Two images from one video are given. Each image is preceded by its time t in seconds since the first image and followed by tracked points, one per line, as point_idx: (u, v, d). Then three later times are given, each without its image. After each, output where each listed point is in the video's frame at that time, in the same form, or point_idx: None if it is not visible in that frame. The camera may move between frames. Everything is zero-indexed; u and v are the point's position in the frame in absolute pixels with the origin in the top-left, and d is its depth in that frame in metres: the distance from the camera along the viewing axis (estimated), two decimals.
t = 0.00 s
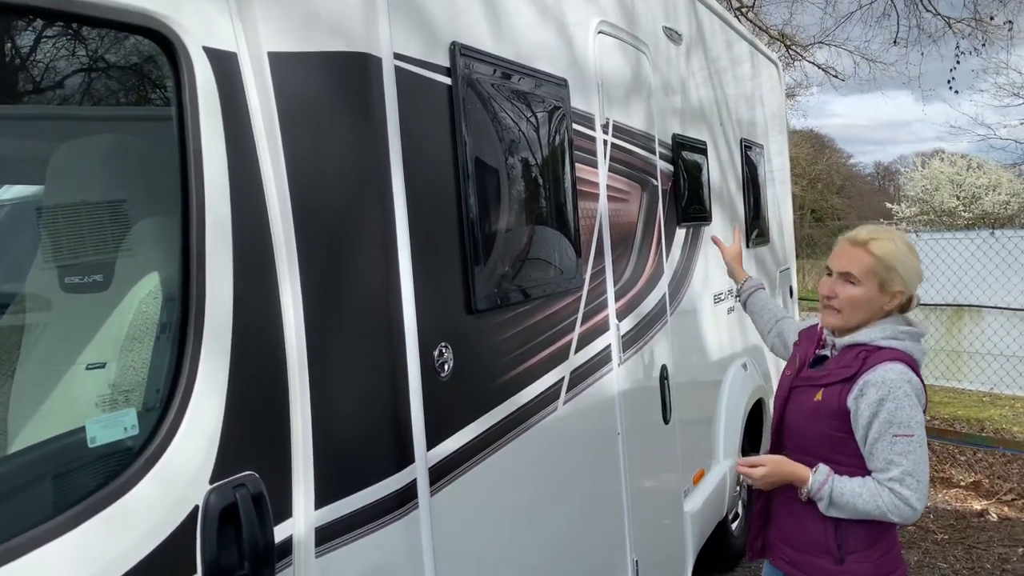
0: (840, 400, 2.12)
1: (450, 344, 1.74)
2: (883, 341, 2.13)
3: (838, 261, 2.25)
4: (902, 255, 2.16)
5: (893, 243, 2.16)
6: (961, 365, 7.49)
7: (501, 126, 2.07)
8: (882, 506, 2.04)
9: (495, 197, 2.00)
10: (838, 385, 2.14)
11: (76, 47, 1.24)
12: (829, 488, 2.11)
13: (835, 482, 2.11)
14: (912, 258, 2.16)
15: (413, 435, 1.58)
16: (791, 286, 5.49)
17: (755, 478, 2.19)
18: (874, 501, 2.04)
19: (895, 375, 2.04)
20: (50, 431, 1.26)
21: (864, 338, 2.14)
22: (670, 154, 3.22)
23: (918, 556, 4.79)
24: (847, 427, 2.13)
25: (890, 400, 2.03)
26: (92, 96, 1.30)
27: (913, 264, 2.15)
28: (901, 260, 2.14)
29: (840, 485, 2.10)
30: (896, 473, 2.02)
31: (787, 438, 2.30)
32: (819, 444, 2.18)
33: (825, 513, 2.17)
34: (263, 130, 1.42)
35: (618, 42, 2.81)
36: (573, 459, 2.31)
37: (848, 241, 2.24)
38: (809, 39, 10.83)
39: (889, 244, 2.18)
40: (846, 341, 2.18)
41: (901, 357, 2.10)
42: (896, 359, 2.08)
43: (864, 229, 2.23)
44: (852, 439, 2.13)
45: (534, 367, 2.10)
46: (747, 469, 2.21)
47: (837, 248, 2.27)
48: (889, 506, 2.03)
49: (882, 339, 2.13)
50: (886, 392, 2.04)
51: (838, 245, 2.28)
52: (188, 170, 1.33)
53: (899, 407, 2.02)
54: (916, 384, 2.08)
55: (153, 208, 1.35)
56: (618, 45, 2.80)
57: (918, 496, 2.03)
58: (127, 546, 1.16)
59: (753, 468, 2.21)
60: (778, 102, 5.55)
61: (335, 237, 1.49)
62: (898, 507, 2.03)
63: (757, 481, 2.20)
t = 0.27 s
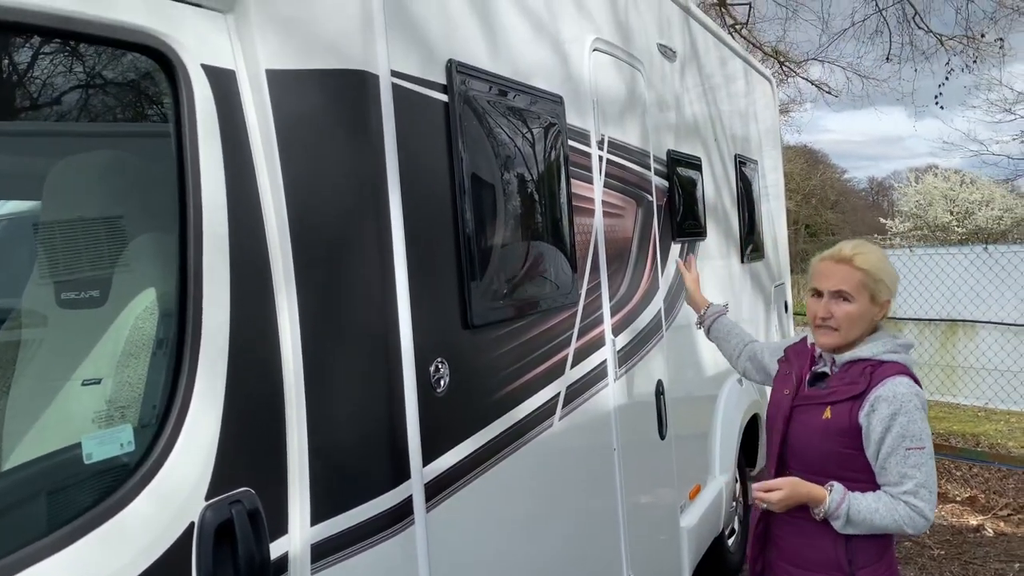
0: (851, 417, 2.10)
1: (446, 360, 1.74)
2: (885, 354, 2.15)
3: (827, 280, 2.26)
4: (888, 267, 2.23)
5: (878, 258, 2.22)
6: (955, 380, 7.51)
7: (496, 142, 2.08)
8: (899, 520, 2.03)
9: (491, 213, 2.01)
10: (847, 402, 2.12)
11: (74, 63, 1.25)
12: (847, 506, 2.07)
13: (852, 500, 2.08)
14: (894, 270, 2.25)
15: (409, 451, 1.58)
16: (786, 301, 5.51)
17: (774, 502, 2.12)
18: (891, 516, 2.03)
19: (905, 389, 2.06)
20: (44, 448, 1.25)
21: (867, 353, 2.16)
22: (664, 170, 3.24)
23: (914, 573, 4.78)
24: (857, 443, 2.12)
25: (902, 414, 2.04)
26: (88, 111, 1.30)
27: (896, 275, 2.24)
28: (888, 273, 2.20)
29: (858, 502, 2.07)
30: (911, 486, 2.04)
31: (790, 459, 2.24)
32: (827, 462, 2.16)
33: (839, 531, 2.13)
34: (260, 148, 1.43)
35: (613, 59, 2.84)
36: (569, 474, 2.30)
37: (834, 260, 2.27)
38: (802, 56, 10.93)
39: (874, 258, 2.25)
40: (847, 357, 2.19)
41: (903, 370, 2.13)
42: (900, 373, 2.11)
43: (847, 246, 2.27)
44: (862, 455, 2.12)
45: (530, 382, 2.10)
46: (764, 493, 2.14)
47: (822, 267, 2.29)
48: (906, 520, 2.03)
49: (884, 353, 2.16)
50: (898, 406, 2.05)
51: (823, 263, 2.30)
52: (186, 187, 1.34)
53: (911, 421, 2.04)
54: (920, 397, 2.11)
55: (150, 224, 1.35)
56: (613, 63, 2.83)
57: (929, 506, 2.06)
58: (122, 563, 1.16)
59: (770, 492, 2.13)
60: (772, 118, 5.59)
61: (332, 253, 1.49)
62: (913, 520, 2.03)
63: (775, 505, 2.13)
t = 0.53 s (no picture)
0: (848, 429, 2.10)
1: (442, 375, 1.75)
2: (874, 365, 2.18)
3: (821, 291, 2.29)
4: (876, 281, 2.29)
5: (870, 273, 2.28)
6: (951, 394, 7.52)
7: (493, 156, 2.09)
8: (901, 529, 2.04)
9: (488, 227, 2.02)
10: (842, 414, 2.12)
11: (72, 79, 1.25)
12: (851, 519, 2.07)
13: (855, 512, 2.07)
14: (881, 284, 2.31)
15: (406, 466, 1.58)
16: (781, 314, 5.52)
17: (779, 519, 2.08)
18: (894, 525, 2.04)
19: (899, 397, 2.08)
20: (39, 463, 1.24)
21: (858, 364, 2.18)
22: (660, 184, 3.26)
23: None
24: (855, 454, 2.11)
25: (899, 423, 2.05)
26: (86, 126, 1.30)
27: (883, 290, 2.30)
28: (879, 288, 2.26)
29: (860, 513, 2.07)
30: (910, 493, 2.05)
31: (787, 475, 2.23)
32: (826, 476, 2.15)
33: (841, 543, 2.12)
34: (258, 164, 1.44)
35: (609, 75, 2.86)
36: (566, 488, 2.30)
37: (829, 271, 2.30)
38: (796, 71, 11.01)
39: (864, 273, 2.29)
40: (839, 369, 2.20)
41: (895, 379, 2.15)
42: (893, 382, 2.12)
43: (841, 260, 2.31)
44: (859, 466, 2.12)
45: (526, 396, 2.10)
46: (767, 510, 2.10)
47: (816, 279, 2.31)
48: (908, 528, 2.04)
49: (874, 364, 2.18)
50: (893, 415, 2.06)
51: (815, 276, 2.33)
52: (184, 203, 1.35)
53: (907, 429, 2.05)
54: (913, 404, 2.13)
55: (148, 238, 1.35)
56: (608, 78, 2.85)
57: (928, 512, 2.08)
58: None
59: (774, 509, 2.10)
60: (767, 133, 5.63)
61: (330, 268, 1.50)
62: (915, 527, 2.05)
63: (779, 521, 2.09)
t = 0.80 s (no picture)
0: (839, 438, 2.11)
1: (439, 387, 1.75)
2: (860, 373, 2.18)
3: (808, 301, 2.29)
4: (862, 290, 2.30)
5: (856, 283, 2.30)
6: (948, 406, 7.53)
7: (489, 169, 2.10)
8: (895, 536, 2.03)
9: (485, 240, 2.03)
10: (832, 423, 2.12)
11: (70, 91, 1.25)
12: (845, 527, 2.06)
13: (849, 520, 2.07)
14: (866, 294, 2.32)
15: (403, 478, 1.58)
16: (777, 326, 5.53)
17: (770, 526, 2.09)
18: (887, 532, 2.03)
19: (887, 404, 2.09)
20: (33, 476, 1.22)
21: (845, 373, 2.18)
22: (656, 197, 3.27)
23: None
24: (846, 463, 2.11)
25: (888, 430, 2.05)
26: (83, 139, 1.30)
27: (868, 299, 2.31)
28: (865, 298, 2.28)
29: (854, 521, 2.06)
30: (902, 499, 2.05)
31: (779, 487, 2.22)
32: (818, 486, 2.14)
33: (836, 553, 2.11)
34: (256, 177, 1.45)
35: (605, 88, 2.88)
36: (563, 501, 2.29)
37: (816, 281, 2.31)
38: (791, 84, 11.09)
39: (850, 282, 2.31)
40: (828, 378, 2.19)
41: (882, 387, 2.16)
42: (880, 390, 2.13)
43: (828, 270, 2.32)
44: (851, 475, 2.12)
45: (523, 409, 2.10)
46: (760, 517, 2.10)
47: (803, 289, 2.32)
48: (901, 534, 2.04)
49: (860, 372, 2.19)
50: (882, 422, 2.06)
51: (802, 286, 2.34)
52: (182, 215, 1.35)
53: (896, 435, 2.05)
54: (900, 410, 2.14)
55: (146, 250, 1.35)
56: (604, 91, 2.87)
57: (920, 517, 2.08)
58: None
59: (766, 516, 2.10)
60: (762, 145, 5.66)
61: (327, 280, 1.50)
62: (908, 533, 2.04)
63: (771, 529, 2.09)
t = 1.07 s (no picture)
0: (826, 445, 2.10)
1: (436, 397, 1.74)
2: (844, 381, 2.18)
3: (792, 311, 2.30)
4: (843, 301, 2.32)
5: (838, 293, 2.32)
6: (945, 416, 7.52)
7: (486, 179, 2.11)
8: (884, 541, 2.02)
9: (482, 250, 2.03)
10: (818, 431, 2.11)
11: (67, 101, 1.25)
12: (834, 535, 2.05)
13: (838, 527, 2.05)
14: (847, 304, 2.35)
15: (400, 489, 1.57)
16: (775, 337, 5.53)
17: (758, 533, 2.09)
18: (876, 538, 2.01)
19: (872, 410, 2.08)
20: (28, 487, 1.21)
21: (829, 382, 2.18)
22: (653, 207, 3.28)
23: None
24: (834, 471, 2.10)
25: (873, 435, 2.05)
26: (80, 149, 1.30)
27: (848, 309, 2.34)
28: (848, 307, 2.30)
29: (844, 528, 2.04)
30: (890, 504, 2.04)
31: (768, 497, 2.20)
32: (808, 494, 2.13)
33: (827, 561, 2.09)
34: (254, 187, 1.45)
35: (602, 99, 2.89)
36: (560, 512, 2.28)
37: (799, 291, 2.32)
38: (787, 95, 11.16)
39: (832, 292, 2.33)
40: (812, 387, 2.19)
41: (867, 393, 2.16)
42: (865, 396, 2.13)
43: (811, 279, 2.34)
44: (839, 482, 2.11)
45: (520, 419, 2.10)
46: (749, 526, 2.10)
47: (787, 299, 2.33)
48: (889, 540, 2.02)
49: (843, 380, 2.18)
50: (868, 428, 2.06)
51: (786, 295, 2.35)
52: (179, 225, 1.35)
53: (882, 441, 2.04)
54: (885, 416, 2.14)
55: (143, 260, 1.35)
56: (601, 102, 2.88)
57: (909, 523, 2.06)
58: None
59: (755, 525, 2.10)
60: (759, 156, 5.68)
61: (324, 290, 1.49)
62: (897, 538, 2.02)
63: (760, 537, 2.09)
